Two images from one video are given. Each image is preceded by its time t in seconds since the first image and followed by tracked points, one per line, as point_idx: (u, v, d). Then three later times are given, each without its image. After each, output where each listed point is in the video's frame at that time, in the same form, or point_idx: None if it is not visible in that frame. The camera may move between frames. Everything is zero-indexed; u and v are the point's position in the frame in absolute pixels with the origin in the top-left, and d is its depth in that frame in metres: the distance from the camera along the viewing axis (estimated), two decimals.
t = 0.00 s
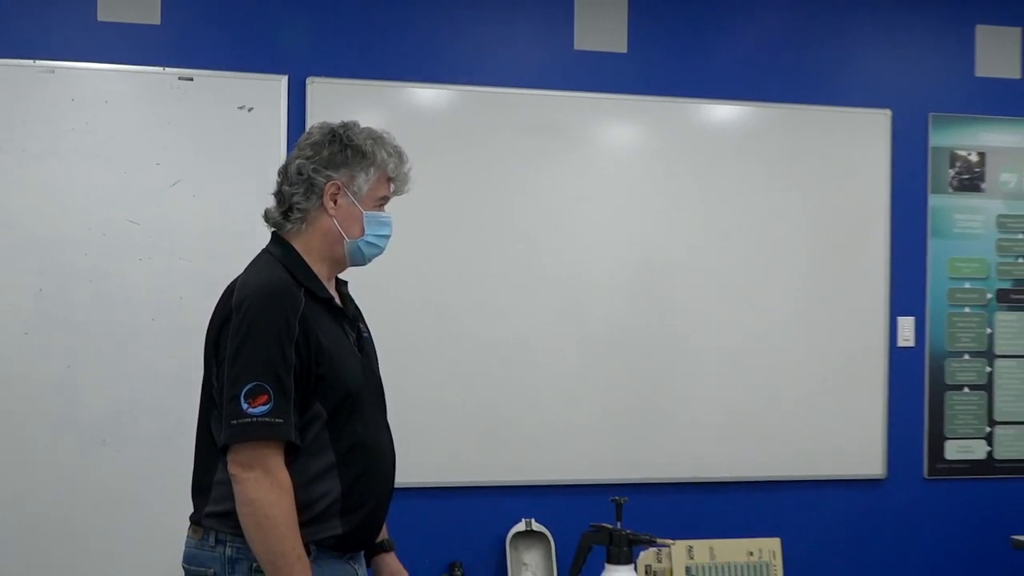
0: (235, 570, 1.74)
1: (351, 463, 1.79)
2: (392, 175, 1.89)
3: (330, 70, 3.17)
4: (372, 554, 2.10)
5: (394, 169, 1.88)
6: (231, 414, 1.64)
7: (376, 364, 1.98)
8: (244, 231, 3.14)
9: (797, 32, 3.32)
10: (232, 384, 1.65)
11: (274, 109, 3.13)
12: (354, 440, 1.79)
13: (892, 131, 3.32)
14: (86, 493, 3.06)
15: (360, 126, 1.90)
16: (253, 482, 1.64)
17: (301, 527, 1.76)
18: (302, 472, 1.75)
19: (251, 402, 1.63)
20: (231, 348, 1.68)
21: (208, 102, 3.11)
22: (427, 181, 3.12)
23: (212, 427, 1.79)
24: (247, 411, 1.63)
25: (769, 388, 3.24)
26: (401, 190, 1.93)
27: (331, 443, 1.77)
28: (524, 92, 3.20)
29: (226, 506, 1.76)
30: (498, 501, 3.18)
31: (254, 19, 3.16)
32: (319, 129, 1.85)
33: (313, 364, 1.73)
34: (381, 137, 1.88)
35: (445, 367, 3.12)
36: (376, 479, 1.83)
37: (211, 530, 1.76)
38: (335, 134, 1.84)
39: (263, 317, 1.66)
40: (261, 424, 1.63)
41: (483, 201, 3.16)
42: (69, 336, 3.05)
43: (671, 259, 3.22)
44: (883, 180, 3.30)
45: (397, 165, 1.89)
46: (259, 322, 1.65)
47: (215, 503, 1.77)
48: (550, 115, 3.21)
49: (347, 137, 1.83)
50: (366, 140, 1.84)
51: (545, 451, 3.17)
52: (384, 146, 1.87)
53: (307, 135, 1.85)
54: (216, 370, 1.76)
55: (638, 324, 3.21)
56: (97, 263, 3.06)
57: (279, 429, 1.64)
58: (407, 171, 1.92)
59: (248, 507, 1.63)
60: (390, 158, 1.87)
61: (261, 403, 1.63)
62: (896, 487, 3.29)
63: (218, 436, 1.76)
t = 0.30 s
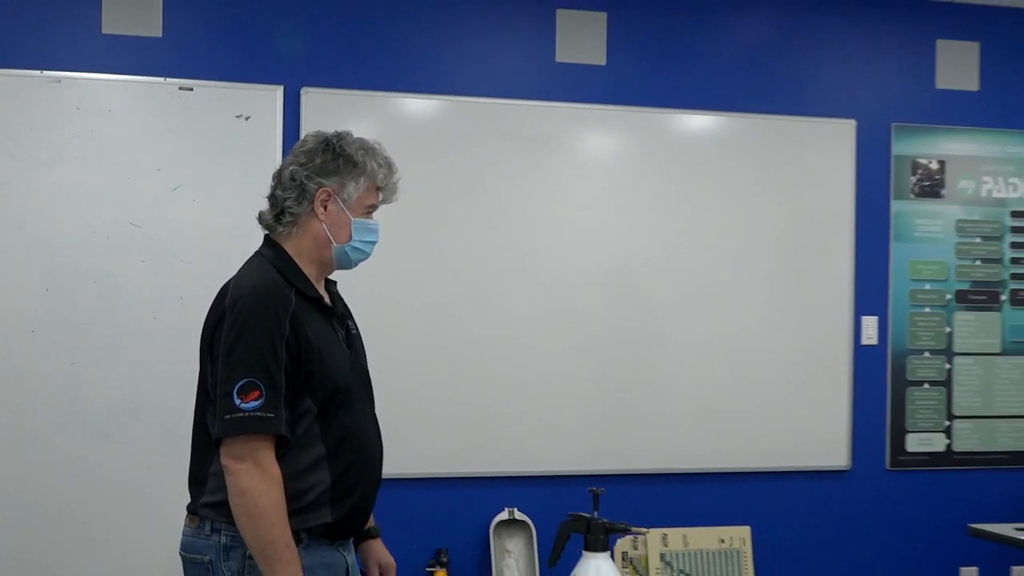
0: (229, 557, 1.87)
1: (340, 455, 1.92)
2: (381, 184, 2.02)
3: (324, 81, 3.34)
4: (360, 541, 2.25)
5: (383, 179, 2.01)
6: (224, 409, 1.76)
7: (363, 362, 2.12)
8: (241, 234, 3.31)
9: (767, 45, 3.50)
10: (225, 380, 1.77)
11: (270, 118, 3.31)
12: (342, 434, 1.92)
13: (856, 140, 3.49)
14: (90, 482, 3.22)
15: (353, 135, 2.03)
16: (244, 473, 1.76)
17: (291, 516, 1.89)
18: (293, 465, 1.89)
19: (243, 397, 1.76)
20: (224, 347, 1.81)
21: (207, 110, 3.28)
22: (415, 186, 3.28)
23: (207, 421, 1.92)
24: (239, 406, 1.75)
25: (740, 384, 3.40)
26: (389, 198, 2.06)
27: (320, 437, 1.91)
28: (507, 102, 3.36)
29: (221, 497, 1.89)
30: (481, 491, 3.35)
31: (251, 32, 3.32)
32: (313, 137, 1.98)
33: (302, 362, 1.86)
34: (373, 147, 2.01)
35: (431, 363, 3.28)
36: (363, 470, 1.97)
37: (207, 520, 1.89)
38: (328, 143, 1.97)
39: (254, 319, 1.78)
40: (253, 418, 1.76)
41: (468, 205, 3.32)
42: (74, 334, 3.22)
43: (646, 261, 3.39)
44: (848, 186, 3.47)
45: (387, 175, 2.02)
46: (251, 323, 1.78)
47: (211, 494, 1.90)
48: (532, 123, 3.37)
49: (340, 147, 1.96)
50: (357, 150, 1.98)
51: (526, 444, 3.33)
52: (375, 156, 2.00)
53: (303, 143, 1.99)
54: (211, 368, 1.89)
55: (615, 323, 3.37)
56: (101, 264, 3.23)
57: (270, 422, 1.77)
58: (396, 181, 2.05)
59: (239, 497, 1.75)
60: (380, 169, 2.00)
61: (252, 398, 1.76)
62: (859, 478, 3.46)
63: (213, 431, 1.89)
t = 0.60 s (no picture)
0: (220, 548, 1.90)
1: (328, 448, 1.95)
2: (360, 186, 2.06)
3: (315, 92, 3.52)
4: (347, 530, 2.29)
5: (362, 181, 2.05)
6: (218, 403, 1.81)
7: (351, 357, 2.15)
8: (234, 237, 3.48)
9: (734, 60, 3.69)
10: (218, 376, 1.81)
11: (262, 128, 3.48)
12: (331, 427, 1.95)
13: (818, 150, 3.69)
14: (90, 474, 3.40)
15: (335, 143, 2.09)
16: (238, 464, 1.81)
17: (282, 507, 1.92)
18: (284, 457, 1.92)
19: (236, 392, 1.80)
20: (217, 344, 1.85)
21: (202, 120, 3.45)
22: (400, 193, 3.46)
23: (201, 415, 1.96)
24: (233, 400, 1.80)
25: (708, 381, 3.59)
26: (371, 201, 2.09)
27: (309, 429, 1.93)
28: (489, 114, 3.54)
29: (213, 488, 1.93)
30: (462, 483, 3.52)
31: (244, 45, 3.50)
32: (296, 146, 2.05)
33: (293, 358, 1.90)
34: (352, 152, 2.06)
35: (415, 361, 3.45)
36: (352, 462, 1.99)
37: (199, 510, 1.93)
38: (308, 149, 2.03)
39: (246, 316, 1.83)
40: (245, 412, 1.80)
41: (450, 211, 3.49)
42: (76, 332, 3.39)
43: (620, 264, 3.58)
44: (811, 194, 3.66)
45: (365, 178, 2.06)
46: (243, 321, 1.82)
47: (204, 486, 1.94)
48: (512, 133, 3.55)
49: (318, 152, 2.02)
50: (335, 154, 2.03)
51: (504, 438, 3.51)
52: (354, 160, 2.05)
53: (286, 152, 2.06)
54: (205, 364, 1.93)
55: (588, 324, 3.55)
56: (101, 266, 3.40)
57: (262, 416, 1.81)
58: (376, 184, 2.08)
59: (233, 488, 1.80)
60: (358, 171, 2.05)
61: (245, 393, 1.80)
62: (822, 470, 3.65)
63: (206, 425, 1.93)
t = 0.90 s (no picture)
0: (211, 539, 1.93)
1: (314, 440, 1.99)
2: (341, 188, 2.15)
3: (301, 103, 3.70)
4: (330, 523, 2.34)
5: (342, 183, 2.15)
6: (208, 396, 1.85)
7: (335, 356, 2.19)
8: (224, 241, 3.67)
9: (698, 74, 3.91)
10: (208, 370, 1.86)
11: (251, 137, 3.67)
12: (317, 420, 2.00)
13: (778, 159, 3.91)
14: (86, 466, 3.57)
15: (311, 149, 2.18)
16: (227, 455, 1.84)
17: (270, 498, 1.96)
18: (271, 449, 1.96)
19: (226, 385, 1.85)
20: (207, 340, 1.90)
21: (194, 129, 3.62)
22: (382, 199, 3.64)
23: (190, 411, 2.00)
24: (222, 393, 1.84)
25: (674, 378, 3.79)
26: (351, 202, 2.19)
27: (295, 421, 1.98)
28: (467, 125, 3.74)
29: (204, 480, 1.96)
30: (440, 475, 3.71)
31: (233, 58, 3.67)
32: (274, 154, 2.13)
33: (279, 353, 1.95)
34: (329, 156, 2.15)
35: (396, 359, 3.63)
36: (337, 454, 2.04)
37: (190, 503, 1.96)
38: (288, 156, 2.11)
39: (235, 312, 1.88)
40: (234, 404, 1.84)
41: (430, 217, 3.68)
42: (72, 331, 3.55)
43: (591, 267, 3.78)
44: (771, 201, 3.88)
45: (345, 180, 2.15)
46: (232, 317, 1.88)
47: (194, 479, 1.97)
48: (489, 143, 3.74)
49: (298, 158, 2.10)
50: (315, 159, 2.12)
51: (480, 432, 3.70)
52: (332, 164, 2.14)
53: (265, 161, 2.14)
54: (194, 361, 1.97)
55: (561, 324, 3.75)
56: (97, 268, 3.57)
57: (251, 408, 1.86)
58: (355, 185, 2.18)
59: (222, 477, 1.83)
60: (338, 174, 2.14)
61: (234, 386, 1.85)
62: (782, 462, 3.86)
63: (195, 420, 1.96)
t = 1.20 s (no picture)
0: (197, 526, 2.05)
1: (294, 434, 2.10)
2: (326, 193, 2.28)
3: (286, 111, 3.90)
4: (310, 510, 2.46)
5: (328, 187, 2.28)
6: (194, 390, 1.95)
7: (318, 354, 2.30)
8: (211, 241, 3.86)
9: (662, 86, 4.16)
10: (195, 366, 1.96)
11: (238, 143, 3.86)
12: (297, 415, 2.11)
13: (736, 166, 4.18)
14: (76, 456, 3.74)
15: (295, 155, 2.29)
16: (208, 446, 1.95)
17: (251, 488, 2.06)
18: (253, 441, 2.06)
19: (212, 380, 1.95)
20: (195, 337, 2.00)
21: (183, 135, 3.81)
22: (364, 202, 3.84)
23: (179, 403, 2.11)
24: (208, 388, 1.95)
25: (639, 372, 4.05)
26: (335, 205, 2.32)
27: (278, 416, 2.09)
28: (445, 133, 3.94)
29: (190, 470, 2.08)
30: (418, 465, 3.91)
31: (221, 67, 3.86)
32: (262, 160, 2.23)
33: (263, 351, 2.05)
34: (314, 162, 2.27)
35: (376, 355, 3.84)
36: (316, 448, 2.15)
37: (178, 491, 2.08)
38: (275, 163, 2.22)
39: (223, 312, 1.98)
40: (218, 399, 1.95)
41: (409, 220, 3.89)
42: (65, 328, 3.72)
43: (560, 268, 4.01)
44: (731, 206, 4.16)
45: (330, 184, 2.28)
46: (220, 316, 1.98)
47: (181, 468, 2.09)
48: (466, 150, 3.96)
49: (286, 164, 2.22)
50: (302, 166, 2.23)
51: (456, 424, 3.91)
52: (317, 169, 2.27)
53: (253, 167, 2.23)
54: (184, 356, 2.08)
55: (532, 321, 3.97)
56: (89, 267, 3.74)
57: (234, 403, 1.96)
58: (338, 188, 2.32)
59: (201, 467, 1.94)
60: (323, 179, 2.27)
61: (220, 381, 1.95)
62: (739, 452, 4.14)
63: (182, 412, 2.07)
